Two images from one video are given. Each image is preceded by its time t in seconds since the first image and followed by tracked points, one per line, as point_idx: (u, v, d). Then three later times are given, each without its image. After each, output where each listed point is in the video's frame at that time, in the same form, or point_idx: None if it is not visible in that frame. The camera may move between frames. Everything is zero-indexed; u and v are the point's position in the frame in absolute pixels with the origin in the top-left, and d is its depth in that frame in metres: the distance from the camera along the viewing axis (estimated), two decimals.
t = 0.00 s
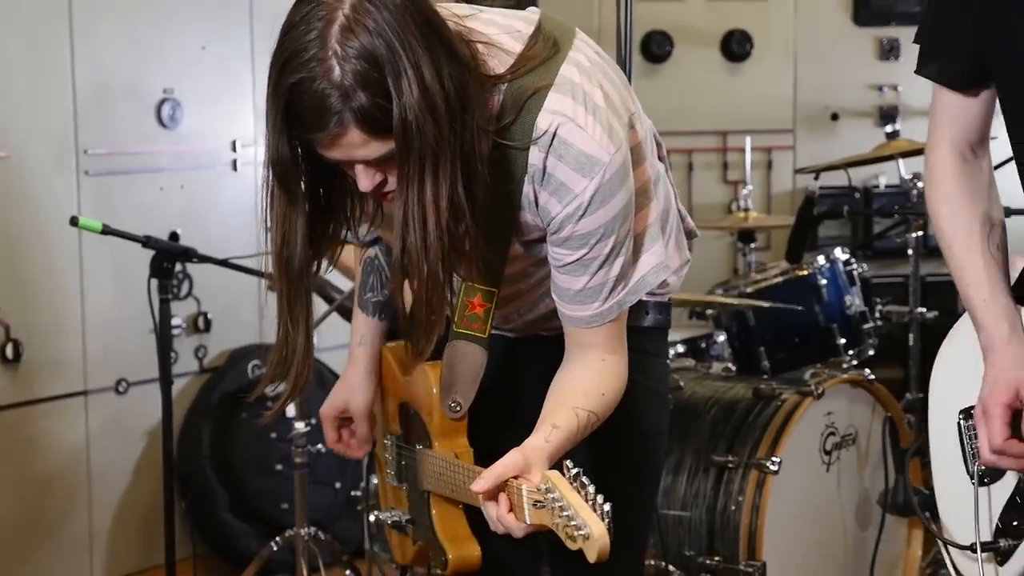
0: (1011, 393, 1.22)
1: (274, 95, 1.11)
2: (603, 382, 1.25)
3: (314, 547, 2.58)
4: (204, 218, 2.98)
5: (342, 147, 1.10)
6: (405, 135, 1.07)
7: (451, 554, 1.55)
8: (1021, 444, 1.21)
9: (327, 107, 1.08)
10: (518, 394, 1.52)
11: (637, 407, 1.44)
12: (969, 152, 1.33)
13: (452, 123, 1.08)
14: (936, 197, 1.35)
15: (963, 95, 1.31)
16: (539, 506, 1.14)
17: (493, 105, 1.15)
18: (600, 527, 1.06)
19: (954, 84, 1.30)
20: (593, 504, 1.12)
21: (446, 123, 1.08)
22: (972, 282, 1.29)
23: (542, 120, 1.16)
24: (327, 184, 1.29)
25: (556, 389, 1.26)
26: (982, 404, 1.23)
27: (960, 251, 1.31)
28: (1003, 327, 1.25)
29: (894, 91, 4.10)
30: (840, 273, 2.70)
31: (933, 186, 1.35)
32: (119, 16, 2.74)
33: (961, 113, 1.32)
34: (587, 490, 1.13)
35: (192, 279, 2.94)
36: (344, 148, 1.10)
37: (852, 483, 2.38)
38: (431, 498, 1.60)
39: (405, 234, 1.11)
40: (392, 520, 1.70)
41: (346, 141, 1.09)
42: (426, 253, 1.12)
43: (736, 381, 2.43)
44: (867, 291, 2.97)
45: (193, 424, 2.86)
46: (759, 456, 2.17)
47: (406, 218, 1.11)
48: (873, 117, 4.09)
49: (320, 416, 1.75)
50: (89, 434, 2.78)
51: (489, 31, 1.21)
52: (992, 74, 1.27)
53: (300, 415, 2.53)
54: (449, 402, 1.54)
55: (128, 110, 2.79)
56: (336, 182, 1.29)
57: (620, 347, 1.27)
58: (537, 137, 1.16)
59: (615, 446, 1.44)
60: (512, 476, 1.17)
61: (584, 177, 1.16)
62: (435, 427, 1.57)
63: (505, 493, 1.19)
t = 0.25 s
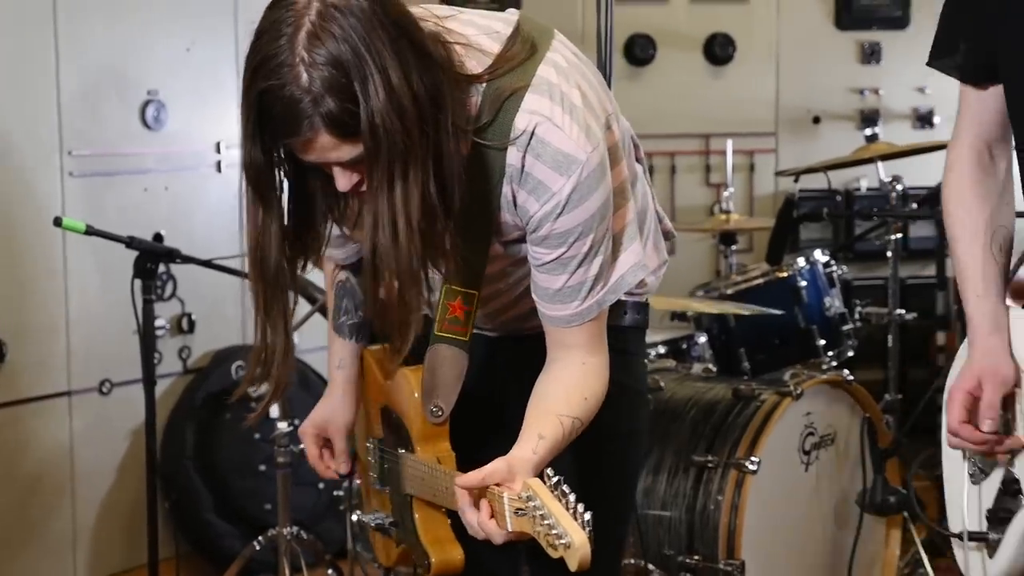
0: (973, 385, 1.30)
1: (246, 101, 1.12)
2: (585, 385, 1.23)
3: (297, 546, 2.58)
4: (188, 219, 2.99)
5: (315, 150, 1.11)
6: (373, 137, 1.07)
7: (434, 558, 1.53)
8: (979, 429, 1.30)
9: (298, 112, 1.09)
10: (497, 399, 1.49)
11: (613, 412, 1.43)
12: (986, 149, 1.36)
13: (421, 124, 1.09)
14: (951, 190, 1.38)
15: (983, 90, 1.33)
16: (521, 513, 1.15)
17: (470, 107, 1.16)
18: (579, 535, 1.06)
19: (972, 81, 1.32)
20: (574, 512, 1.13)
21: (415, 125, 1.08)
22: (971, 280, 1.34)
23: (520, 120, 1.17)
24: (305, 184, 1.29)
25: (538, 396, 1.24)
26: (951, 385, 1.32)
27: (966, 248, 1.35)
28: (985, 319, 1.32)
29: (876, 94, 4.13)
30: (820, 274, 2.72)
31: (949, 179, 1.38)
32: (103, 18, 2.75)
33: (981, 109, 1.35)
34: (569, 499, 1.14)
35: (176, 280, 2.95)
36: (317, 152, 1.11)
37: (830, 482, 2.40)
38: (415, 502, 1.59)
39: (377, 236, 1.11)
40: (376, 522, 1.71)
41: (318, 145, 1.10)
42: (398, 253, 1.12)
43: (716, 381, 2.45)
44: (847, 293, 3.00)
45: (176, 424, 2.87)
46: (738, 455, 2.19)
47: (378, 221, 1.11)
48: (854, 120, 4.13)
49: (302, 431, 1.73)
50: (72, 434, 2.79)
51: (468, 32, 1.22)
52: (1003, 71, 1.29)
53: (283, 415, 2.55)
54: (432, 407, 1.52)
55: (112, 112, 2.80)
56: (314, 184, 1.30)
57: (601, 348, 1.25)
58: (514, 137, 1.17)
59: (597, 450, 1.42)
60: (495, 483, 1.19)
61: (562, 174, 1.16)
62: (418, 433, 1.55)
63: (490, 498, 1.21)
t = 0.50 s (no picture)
0: (907, 368, 1.34)
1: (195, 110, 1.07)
2: (557, 390, 1.18)
3: (264, 549, 2.59)
4: (157, 223, 3.00)
5: (263, 160, 1.06)
6: (318, 148, 1.03)
7: None
8: (910, 416, 1.34)
9: (245, 124, 1.04)
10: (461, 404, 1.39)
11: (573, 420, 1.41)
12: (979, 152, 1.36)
13: (369, 135, 1.04)
14: (942, 186, 1.39)
15: (988, 92, 1.33)
16: (476, 538, 1.05)
17: (428, 115, 1.11)
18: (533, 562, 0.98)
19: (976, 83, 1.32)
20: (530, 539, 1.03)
21: (362, 136, 1.03)
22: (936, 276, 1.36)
23: (479, 127, 1.11)
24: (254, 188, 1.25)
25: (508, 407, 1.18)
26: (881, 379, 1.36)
27: (941, 246, 1.37)
28: (932, 306, 1.36)
29: (841, 99, 4.24)
30: (784, 278, 2.74)
31: (943, 175, 1.39)
32: (71, 21, 2.75)
33: (981, 108, 1.34)
34: (526, 525, 1.04)
35: (144, 284, 2.95)
36: (265, 162, 1.06)
37: (793, 484, 2.42)
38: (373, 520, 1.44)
39: (321, 247, 1.07)
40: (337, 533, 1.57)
41: (266, 156, 1.05)
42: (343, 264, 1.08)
43: (680, 383, 2.46)
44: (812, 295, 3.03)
45: (144, 428, 2.87)
46: (702, 458, 2.21)
47: (323, 232, 1.07)
48: (820, 124, 4.23)
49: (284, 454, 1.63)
50: (38, 437, 2.79)
51: (427, 38, 1.19)
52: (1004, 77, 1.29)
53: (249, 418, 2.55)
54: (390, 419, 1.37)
55: (81, 116, 2.80)
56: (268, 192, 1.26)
57: (575, 353, 1.19)
58: (475, 143, 1.11)
59: (563, 461, 1.42)
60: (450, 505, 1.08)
61: (525, 179, 1.10)
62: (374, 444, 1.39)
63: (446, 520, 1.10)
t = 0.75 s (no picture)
0: (825, 358, 1.41)
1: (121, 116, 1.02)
2: (500, 399, 1.17)
3: (212, 557, 2.58)
4: (106, 230, 2.99)
5: (188, 170, 1.01)
6: (238, 162, 0.98)
7: None
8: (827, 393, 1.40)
9: (170, 134, 0.99)
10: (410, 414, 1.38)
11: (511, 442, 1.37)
12: (939, 157, 1.38)
13: (294, 149, 0.99)
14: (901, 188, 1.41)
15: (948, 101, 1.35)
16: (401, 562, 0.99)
17: (367, 128, 1.09)
18: None
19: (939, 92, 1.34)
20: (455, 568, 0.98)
21: (286, 151, 0.98)
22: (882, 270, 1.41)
23: (420, 137, 1.09)
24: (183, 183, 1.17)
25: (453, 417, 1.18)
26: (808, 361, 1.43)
27: (892, 243, 1.40)
28: (865, 297, 1.42)
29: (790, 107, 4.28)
30: (731, 285, 2.74)
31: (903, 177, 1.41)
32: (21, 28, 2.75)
33: (940, 118, 1.37)
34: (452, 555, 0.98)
35: (92, 291, 2.94)
36: (191, 171, 1.01)
37: (739, 489, 2.44)
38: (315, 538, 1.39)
39: (238, 261, 1.01)
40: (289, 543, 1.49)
41: (191, 166, 1.00)
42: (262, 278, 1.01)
43: (628, 390, 2.47)
44: (760, 302, 3.06)
45: (91, 436, 2.86)
46: (649, 464, 2.22)
47: (241, 246, 1.01)
48: (769, 132, 4.27)
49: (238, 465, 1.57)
50: None
51: (368, 47, 1.16)
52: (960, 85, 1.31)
53: (197, 425, 2.55)
54: (336, 436, 1.31)
55: (30, 122, 2.79)
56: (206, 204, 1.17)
57: (527, 361, 1.19)
58: (415, 154, 1.09)
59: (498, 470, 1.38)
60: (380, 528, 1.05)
61: (466, 186, 1.08)
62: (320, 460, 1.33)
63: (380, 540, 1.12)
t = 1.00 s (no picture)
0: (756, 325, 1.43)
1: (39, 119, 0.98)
2: (430, 420, 1.17)
3: (150, 565, 2.57)
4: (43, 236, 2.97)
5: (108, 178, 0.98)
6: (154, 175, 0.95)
7: None
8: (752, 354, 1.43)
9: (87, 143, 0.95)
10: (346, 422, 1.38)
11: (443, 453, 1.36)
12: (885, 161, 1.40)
13: (212, 161, 0.96)
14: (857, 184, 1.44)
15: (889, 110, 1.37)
16: None
17: (297, 135, 1.08)
18: None
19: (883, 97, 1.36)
20: None
21: (203, 163, 0.96)
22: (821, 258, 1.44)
23: (350, 142, 1.08)
24: (104, 192, 1.14)
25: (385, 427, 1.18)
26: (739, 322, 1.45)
27: (833, 236, 1.43)
28: (805, 269, 1.45)
29: (728, 115, 4.33)
30: (669, 291, 2.77)
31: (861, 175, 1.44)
32: None
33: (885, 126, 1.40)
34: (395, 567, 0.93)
35: (28, 298, 2.92)
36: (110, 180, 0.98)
37: (676, 494, 2.46)
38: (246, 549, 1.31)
39: (153, 271, 0.99)
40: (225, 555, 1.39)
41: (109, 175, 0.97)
42: (173, 288, 0.99)
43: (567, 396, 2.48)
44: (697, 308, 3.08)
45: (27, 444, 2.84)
46: (587, 469, 2.23)
47: (156, 254, 0.99)
48: (708, 139, 4.32)
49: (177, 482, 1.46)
50: None
51: (295, 55, 1.16)
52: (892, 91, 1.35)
53: (133, 432, 2.53)
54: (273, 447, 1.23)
55: None
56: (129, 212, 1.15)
57: (455, 374, 1.18)
58: (345, 161, 1.08)
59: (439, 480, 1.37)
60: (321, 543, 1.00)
61: (396, 190, 1.09)
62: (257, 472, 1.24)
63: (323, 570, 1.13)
